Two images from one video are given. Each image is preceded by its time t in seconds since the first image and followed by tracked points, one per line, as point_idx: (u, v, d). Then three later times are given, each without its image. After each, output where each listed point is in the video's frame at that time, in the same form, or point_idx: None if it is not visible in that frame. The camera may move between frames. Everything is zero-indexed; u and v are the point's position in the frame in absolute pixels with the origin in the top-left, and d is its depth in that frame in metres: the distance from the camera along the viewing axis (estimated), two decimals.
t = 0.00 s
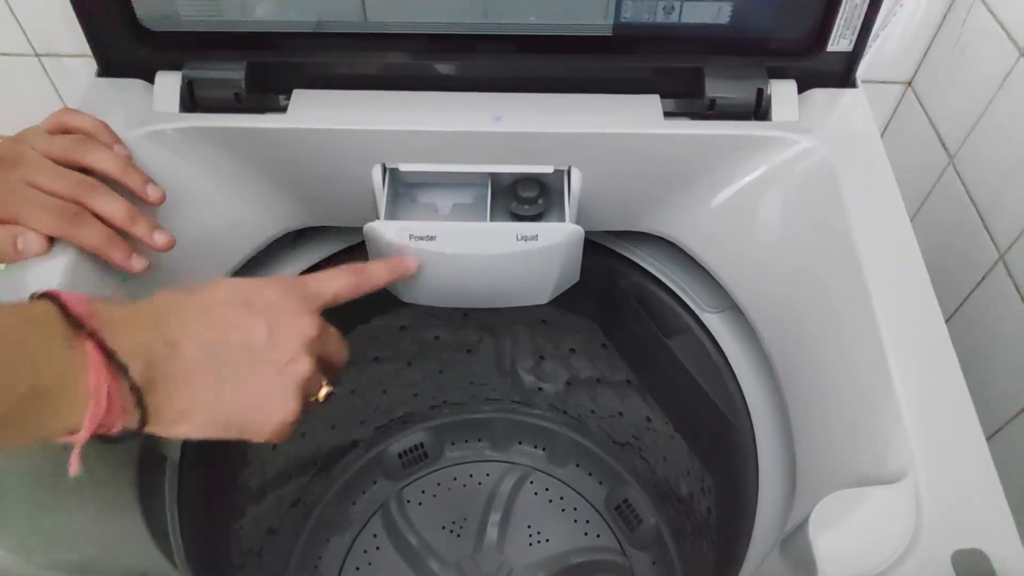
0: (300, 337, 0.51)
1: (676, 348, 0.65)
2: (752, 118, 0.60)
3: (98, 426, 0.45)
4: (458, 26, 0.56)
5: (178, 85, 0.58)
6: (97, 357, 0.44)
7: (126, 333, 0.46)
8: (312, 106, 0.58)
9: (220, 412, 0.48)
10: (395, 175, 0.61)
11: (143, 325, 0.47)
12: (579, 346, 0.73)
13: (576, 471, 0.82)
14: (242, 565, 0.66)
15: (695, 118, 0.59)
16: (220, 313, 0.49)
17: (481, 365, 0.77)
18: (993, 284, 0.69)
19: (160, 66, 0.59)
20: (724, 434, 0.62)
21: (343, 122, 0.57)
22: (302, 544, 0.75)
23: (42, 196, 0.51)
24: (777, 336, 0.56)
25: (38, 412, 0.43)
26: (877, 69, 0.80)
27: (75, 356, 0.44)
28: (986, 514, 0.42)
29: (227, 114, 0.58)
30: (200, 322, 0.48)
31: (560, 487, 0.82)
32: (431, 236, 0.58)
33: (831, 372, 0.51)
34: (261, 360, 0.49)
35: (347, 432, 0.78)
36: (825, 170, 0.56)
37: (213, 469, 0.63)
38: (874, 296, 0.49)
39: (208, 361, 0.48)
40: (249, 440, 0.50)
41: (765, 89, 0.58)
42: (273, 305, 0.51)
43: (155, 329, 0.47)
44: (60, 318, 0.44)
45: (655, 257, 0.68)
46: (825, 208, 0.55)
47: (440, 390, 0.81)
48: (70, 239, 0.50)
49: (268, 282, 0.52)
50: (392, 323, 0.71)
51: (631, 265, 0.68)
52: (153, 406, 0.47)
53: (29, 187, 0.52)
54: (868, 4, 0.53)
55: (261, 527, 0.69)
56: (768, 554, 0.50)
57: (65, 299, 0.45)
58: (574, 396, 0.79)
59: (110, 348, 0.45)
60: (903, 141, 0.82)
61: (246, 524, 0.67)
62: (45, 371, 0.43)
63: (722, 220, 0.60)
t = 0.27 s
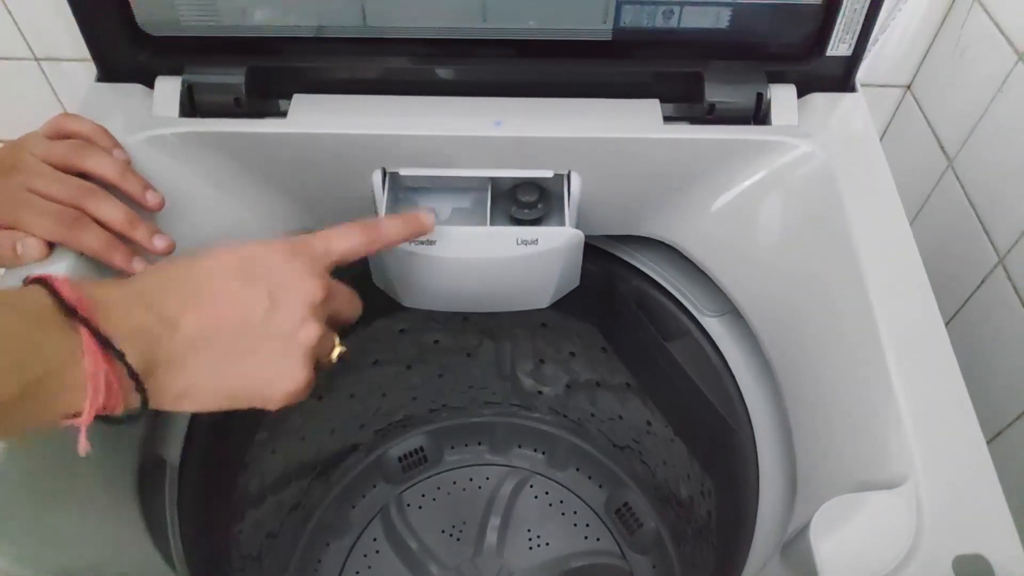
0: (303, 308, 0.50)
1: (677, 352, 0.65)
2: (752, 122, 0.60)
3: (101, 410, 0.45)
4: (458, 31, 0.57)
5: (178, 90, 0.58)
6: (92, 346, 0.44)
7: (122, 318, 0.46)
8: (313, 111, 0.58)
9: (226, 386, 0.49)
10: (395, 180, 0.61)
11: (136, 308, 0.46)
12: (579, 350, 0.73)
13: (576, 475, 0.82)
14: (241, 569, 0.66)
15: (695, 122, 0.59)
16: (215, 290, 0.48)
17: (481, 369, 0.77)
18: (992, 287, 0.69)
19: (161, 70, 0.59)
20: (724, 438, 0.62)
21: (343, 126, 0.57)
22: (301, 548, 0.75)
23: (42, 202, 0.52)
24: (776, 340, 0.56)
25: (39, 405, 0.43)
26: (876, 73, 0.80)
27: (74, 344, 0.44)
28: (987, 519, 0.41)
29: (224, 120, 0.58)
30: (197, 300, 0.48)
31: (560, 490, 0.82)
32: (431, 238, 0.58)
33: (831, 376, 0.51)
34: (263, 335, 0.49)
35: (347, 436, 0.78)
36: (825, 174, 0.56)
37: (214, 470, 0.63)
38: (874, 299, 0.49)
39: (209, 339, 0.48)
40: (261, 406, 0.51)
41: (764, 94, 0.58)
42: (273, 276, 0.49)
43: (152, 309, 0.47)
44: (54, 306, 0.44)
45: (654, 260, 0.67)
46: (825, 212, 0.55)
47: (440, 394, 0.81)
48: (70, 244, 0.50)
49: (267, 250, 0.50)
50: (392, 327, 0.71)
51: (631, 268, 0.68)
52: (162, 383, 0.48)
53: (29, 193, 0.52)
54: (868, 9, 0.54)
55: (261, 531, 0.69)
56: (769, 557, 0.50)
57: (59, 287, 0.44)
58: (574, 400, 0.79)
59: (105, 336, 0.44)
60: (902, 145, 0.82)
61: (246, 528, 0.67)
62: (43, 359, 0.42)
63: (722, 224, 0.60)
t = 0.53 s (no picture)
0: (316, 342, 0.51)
1: (677, 355, 0.65)
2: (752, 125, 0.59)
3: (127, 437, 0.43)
4: (458, 35, 0.56)
5: (178, 93, 0.58)
6: (124, 368, 0.43)
7: (143, 347, 0.45)
8: (313, 115, 0.58)
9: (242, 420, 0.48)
10: (396, 184, 0.61)
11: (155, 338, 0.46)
12: (579, 353, 0.73)
13: (576, 478, 0.82)
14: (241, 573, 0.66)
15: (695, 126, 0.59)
16: (231, 324, 0.49)
17: (481, 372, 0.77)
18: (992, 290, 0.69)
19: (161, 75, 0.59)
20: (725, 441, 0.62)
21: (344, 130, 0.57)
22: (301, 552, 0.75)
23: (43, 206, 0.51)
24: (777, 343, 0.56)
25: (67, 429, 0.41)
26: (875, 76, 0.80)
27: (104, 369, 0.43)
28: (990, 522, 0.41)
29: (222, 124, 0.58)
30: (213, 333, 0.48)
31: (559, 494, 0.82)
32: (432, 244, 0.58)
33: (833, 380, 0.51)
34: (280, 367, 0.49)
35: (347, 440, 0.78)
36: (825, 177, 0.56)
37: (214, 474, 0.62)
38: (876, 303, 0.49)
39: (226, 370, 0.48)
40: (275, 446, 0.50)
41: (764, 97, 0.58)
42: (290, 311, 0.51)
43: (177, 344, 0.47)
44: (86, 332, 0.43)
45: (655, 263, 0.67)
46: (825, 217, 0.55)
47: (440, 398, 0.80)
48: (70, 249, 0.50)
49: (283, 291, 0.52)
50: (392, 330, 0.71)
51: (631, 271, 0.68)
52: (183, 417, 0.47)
53: (29, 197, 0.52)
54: (868, 12, 0.54)
55: (261, 535, 0.69)
56: (772, 561, 0.50)
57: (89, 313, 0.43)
58: (574, 403, 0.79)
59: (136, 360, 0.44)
60: (901, 148, 0.83)
61: (246, 532, 0.67)
62: (77, 384, 0.41)
63: (722, 227, 0.60)
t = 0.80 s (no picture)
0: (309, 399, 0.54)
1: (682, 353, 0.65)
2: (756, 124, 0.60)
3: (123, 480, 0.44)
4: (463, 35, 0.57)
5: (182, 94, 0.58)
6: (128, 414, 0.43)
7: (147, 389, 0.47)
8: (318, 115, 0.58)
9: (233, 469, 0.50)
10: (401, 183, 0.61)
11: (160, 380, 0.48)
12: (582, 353, 0.73)
13: (579, 477, 0.82)
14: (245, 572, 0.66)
15: (699, 125, 0.59)
16: (228, 372, 0.51)
17: (483, 372, 0.78)
18: (996, 289, 0.69)
19: (165, 75, 0.59)
20: (729, 440, 0.62)
21: (349, 130, 0.57)
22: (304, 552, 0.75)
23: (47, 205, 0.51)
24: (781, 343, 0.57)
25: (67, 472, 0.41)
26: (878, 76, 0.80)
27: (109, 411, 0.43)
28: (997, 521, 0.42)
29: (227, 123, 0.58)
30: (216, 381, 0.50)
31: (562, 493, 0.82)
32: (437, 242, 0.58)
33: (838, 378, 0.51)
34: (270, 419, 0.51)
35: (351, 440, 0.78)
36: (830, 176, 0.56)
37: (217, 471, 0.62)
38: (880, 301, 0.49)
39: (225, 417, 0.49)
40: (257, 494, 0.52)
41: (768, 96, 0.58)
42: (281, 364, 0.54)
43: (179, 387, 0.48)
44: (92, 375, 0.44)
45: (659, 262, 0.68)
46: (829, 215, 0.55)
47: (443, 397, 0.80)
48: (74, 246, 0.50)
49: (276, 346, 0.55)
50: (395, 330, 0.71)
51: (635, 271, 0.68)
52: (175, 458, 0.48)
53: (33, 196, 0.52)
54: (872, 11, 0.54)
55: (265, 534, 0.69)
56: (778, 560, 0.50)
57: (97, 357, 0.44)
58: (578, 402, 0.79)
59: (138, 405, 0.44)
60: (904, 148, 0.82)
61: (248, 531, 0.66)
62: (82, 424, 0.41)
63: (725, 226, 0.60)
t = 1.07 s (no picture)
0: (303, 392, 0.53)
1: (682, 354, 0.65)
2: (757, 125, 0.60)
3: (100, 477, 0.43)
4: (465, 35, 0.57)
5: (184, 93, 0.58)
6: (109, 413, 0.43)
7: (136, 384, 0.46)
8: (319, 114, 0.58)
9: (224, 466, 0.49)
10: (402, 183, 0.61)
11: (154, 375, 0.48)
12: (582, 353, 0.73)
13: (579, 478, 0.82)
14: (245, 571, 0.66)
15: (700, 125, 0.59)
16: (221, 362, 0.50)
17: (483, 372, 0.78)
18: (995, 291, 0.69)
19: (167, 74, 0.59)
20: (729, 441, 0.62)
21: (352, 130, 0.57)
22: (304, 551, 0.75)
23: (50, 205, 0.51)
24: (782, 343, 0.57)
25: (42, 468, 0.41)
26: (878, 77, 0.80)
27: (88, 407, 0.43)
28: (998, 521, 0.42)
29: (229, 122, 0.58)
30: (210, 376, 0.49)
31: (562, 494, 0.82)
32: (438, 242, 0.58)
33: (839, 378, 0.51)
34: (262, 411, 0.51)
35: (351, 440, 0.78)
36: (831, 177, 0.56)
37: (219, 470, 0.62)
38: (881, 302, 0.50)
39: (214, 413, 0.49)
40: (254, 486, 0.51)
41: (769, 97, 0.58)
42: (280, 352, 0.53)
43: (165, 379, 0.48)
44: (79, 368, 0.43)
45: (660, 263, 0.68)
46: (830, 216, 0.55)
47: (443, 397, 0.80)
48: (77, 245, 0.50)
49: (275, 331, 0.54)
50: (395, 330, 0.71)
51: (635, 271, 0.68)
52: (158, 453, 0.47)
53: (35, 195, 0.52)
54: (873, 13, 0.54)
55: (265, 533, 0.69)
56: (779, 560, 0.50)
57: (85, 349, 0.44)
58: (577, 402, 0.79)
59: (122, 403, 0.45)
60: (904, 149, 0.83)
61: (248, 530, 0.66)
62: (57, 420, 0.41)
63: (726, 227, 0.60)
